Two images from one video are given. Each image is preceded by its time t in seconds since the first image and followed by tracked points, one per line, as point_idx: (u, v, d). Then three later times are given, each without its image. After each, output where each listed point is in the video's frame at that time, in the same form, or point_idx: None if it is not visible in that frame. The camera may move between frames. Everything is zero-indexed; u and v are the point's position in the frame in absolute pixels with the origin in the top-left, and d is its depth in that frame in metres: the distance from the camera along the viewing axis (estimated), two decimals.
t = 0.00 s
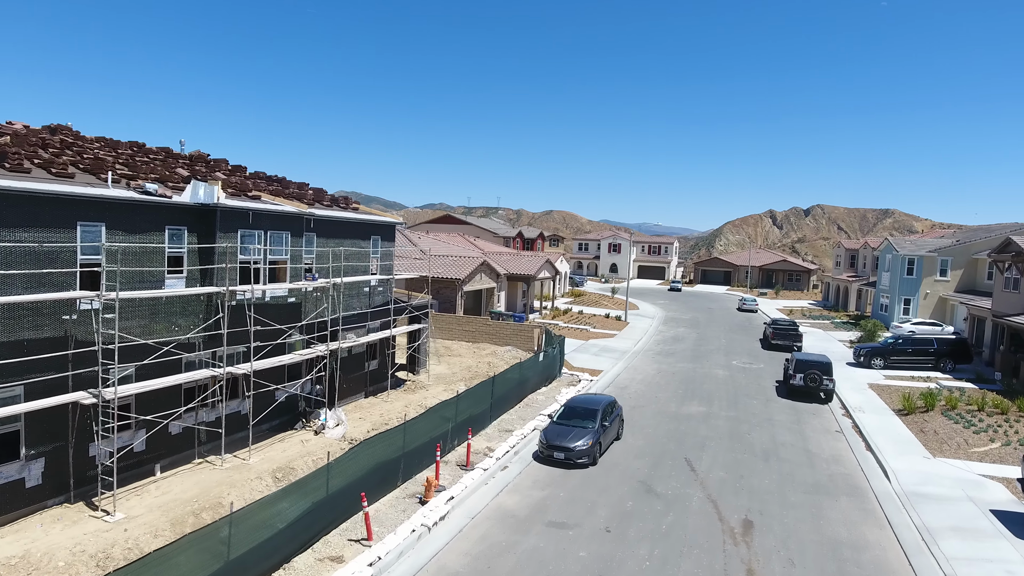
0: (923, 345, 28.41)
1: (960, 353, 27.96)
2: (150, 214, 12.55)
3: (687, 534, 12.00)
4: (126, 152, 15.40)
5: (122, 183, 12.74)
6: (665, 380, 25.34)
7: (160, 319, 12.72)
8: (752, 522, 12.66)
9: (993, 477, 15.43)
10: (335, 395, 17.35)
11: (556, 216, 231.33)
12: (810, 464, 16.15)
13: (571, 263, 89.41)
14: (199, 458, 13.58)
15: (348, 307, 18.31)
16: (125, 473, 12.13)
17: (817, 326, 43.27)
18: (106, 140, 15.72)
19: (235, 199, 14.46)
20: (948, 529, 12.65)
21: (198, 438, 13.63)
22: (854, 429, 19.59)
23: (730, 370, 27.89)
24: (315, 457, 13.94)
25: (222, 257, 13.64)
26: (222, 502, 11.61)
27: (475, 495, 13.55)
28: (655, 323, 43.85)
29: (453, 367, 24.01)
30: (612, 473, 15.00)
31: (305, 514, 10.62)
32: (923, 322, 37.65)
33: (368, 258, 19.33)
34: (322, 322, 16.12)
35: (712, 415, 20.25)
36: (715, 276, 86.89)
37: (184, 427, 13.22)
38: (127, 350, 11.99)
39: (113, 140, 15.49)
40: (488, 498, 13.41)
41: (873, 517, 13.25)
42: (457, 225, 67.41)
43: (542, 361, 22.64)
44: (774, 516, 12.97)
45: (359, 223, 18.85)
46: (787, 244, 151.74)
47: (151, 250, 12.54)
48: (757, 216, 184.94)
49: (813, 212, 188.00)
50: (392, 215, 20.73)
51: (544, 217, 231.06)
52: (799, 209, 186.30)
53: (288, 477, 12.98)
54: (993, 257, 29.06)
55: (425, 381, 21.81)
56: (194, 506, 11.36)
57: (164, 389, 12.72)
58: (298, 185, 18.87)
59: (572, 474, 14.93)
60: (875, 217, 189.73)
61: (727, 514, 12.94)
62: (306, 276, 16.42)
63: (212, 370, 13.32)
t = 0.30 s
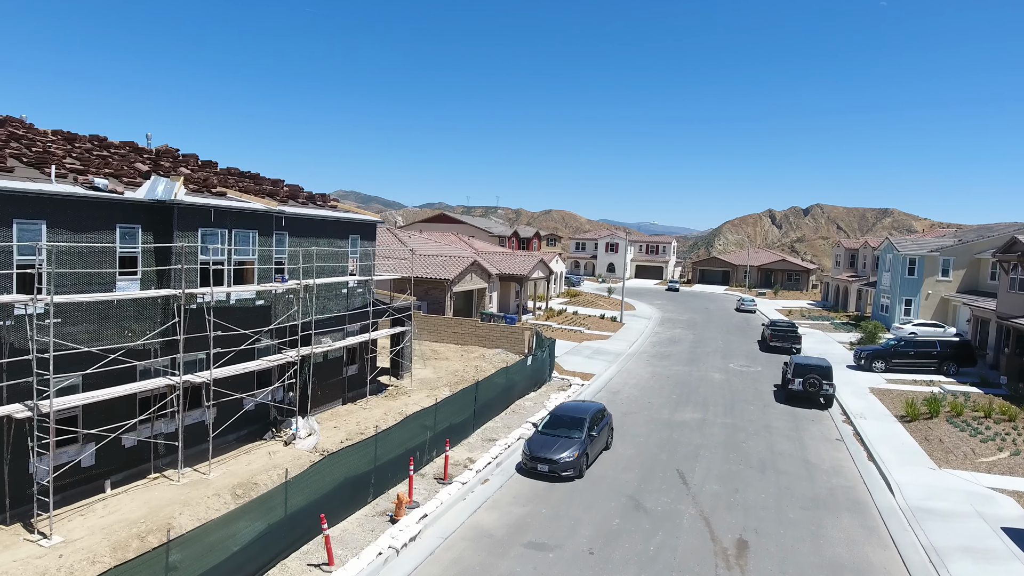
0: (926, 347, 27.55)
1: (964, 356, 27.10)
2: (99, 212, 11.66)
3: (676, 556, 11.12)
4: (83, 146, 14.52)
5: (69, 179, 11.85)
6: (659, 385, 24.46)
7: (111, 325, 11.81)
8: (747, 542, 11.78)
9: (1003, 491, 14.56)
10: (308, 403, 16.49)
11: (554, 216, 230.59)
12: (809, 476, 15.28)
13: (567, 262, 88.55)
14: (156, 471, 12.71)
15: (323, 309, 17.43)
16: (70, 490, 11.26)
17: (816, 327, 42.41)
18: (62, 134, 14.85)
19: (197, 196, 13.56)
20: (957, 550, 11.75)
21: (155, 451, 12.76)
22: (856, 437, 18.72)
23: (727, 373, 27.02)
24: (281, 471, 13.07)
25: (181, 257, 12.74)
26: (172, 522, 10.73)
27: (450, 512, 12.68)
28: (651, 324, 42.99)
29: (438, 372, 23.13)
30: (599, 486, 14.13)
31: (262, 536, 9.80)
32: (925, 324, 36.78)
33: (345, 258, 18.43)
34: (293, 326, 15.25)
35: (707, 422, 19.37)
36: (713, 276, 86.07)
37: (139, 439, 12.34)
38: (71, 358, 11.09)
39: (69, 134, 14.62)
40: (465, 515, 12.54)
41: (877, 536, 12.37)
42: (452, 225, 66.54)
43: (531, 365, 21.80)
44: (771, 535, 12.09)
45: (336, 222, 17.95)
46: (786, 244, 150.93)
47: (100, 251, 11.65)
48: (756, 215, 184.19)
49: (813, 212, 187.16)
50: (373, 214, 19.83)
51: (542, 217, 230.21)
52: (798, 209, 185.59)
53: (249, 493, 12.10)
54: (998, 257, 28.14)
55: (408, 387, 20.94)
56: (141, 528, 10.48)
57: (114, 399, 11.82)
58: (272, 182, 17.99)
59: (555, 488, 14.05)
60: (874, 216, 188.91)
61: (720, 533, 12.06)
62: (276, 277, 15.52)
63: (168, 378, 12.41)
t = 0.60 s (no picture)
0: (929, 350, 26.70)
1: (968, 359, 26.25)
2: (41, 209, 10.75)
3: None
4: (36, 139, 13.64)
5: (10, 173, 10.98)
6: (653, 389, 23.57)
7: (54, 331, 10.91)
8: (741, 565, 10.91)
9: (1014, 506, 13.69)
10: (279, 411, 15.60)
11: (553, 215, 229.95)
12: (809, 490, 14.41)
13: (564, 262, 87.66)
14: (107, 488, 11.83)
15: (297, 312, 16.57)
16: (7, 510, 10.38)
17: (816, 328, 41.55)
18: (15, 126, 14.00)
19: (153, 192, 12.67)
20: (968, 573, 10.89)
21: (106, 465, 11.87)
22: (857, 446, 17.85)
23: (723, 377, 26.17)
24: (242, 487, 12.19)
25: (133, 258, 11.84)
26: (115, 546, 9.85)
27: (423, 532, 11.80)
28: (647, 325, 42.11)
29: (423, 376, 22.25)
30: (584, 502, 13.27)
31: (211, 562, 8.93)
32: (927, 325, 35.89)
33: (321, 258, 17.55)
34: (260, 331, 14.38)
35: (702, 430, 18.49)
36: (711, 276, 85.24)
37: (87, 454, 11.44)
38: (5, 367, 10.20)
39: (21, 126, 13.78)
40: (439, 536, 11.66)
41: (881, 557, 11.49)
42: (446, 224, 65.67)
43: (519, 370, 20.95)
44: (767, 557, 11.21)
45: (311, 220, 17.06)
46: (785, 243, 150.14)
47: (42, 251, 10.75)
48: (755, 215, 183.42)
49: (812, 211, 186.34)
50: (352, 212, 18.94)
51: (541, 216, 229.36)
52: (797, 208, 184.79)
53: (205, 512, 11.23)
54: (1003, 257, 27.21)
55: (390, 392, 20.06)
56: (80, 553, 9.60)
57: (57, 411, 10.92)
58: (244, 179, 17.16)
59: (538, 504, 13.18)
60: (874, 216, 188.13)
61: (711, 555, 11.19)
62: (242, 279, 14.64)
63: (117, 389, 11.49)
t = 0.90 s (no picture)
0: (932, 353, 25.87)
1: (972, 362, 25.43)
2: None
3: None
4: None
5: None
6: (646, 394, 22.69)
7: None
8: None
9: None
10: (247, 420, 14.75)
11: (551, 214, 229.08)
12: (808, 504, 13.55)
13: (561, 262, 86.83)
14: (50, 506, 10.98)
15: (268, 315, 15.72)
16: None
17: (816, 329, 40.72)
18: None
19: (105, 187, 11.83)
20: None
21: (51, 482, 11.02)
22: (859, 456, 16.99)
23: (720, 380, 25.32)
24: (197, 505, 11.33)
25: (79, 258, 10.99)
26: (48, 573, 8.98)
27: (392, 554, 10.93)
28: (643, 326, 41.26)
29: (407, 381, 21.37)
30: (568, 519, 12.42)
31: None
32: (929, 327, 35.09)
33: (295, 258, 16.73)
34: (225, 334, 13.55)
35: (696, 438, 17.64)
36: (709, 276, 84.44)
37: (27, 470, 10.57)
38: None
39: None
40: (408, 558, 10.80)
41: None
42: (441, 222, 64.79)
43: (507, 376, 20.11)
44: None
45: (283, 218, 16.26)
46: (785, 243, 149.36)
47: None
48: (755, 214, 182.65)
49: (812, 211, 185.58)
50: (329, 210, 18.14)
51: (540, 216, 228.60)
52: (797, 208, 184.07)
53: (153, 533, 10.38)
54: (1008, 257, 26.27)
55: (370, 398, 19.21)
56: None
57: None
58: (212, 175, 16.41)
59: (518, 521, 12.34)
60: (874, 216, 187.41)
61: None
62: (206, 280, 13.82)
63: (61, 399, 10.63)
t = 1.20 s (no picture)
0: (936, 356, 25.03)
1: (977, 364, 24.60)
2: None
3: None
4: None
5: None
6: (639, 398, 21.84)
7: None
8: None
9: None
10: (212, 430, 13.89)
11: (550, 214, 228.17)
12: (807, 520, 12.69)
13: (558, 261, 85.97)
14: None
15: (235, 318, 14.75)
16: None
17: (815, 330, 39.91)
18: None
19: (49, 180, 10.99)
20: None
21: None
22: (861, 466, 16.13)
23: (716, 384, 24.50)
24: (146, 525, 10.45)
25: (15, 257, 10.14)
26: None
27: None
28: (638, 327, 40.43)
29: (389, 386, 20.49)
30: (550, 538, 11.56)
31: None
32: (931, 328, 34.29)
33: (267, 257, 15.86)
34: (184, 339, 12.65)
35: (690, 447, 16.78)
36: (707, 276, 83.69)
37: None
38: None
39: None
40: None
41: None
42: (435, 221, 63.90)
43: (493, 380, 19.27)
44: None
45: (253, 215, 15.41)
46: (783, 243, 148.62)
47: None
48: (754, 214, 181.96)
49: (810, 211, 184.82)
50: (304, 207, 17.28)
51: (539, 216, 227.69)
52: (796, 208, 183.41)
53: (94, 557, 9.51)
54: (1014, 255, 25.17)
55: (349, 404, 18.34)
56: None
57: None
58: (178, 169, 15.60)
59: (496, 541, 11.47)
60: (872, 215, 186.70)
61: None
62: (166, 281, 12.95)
63: None
